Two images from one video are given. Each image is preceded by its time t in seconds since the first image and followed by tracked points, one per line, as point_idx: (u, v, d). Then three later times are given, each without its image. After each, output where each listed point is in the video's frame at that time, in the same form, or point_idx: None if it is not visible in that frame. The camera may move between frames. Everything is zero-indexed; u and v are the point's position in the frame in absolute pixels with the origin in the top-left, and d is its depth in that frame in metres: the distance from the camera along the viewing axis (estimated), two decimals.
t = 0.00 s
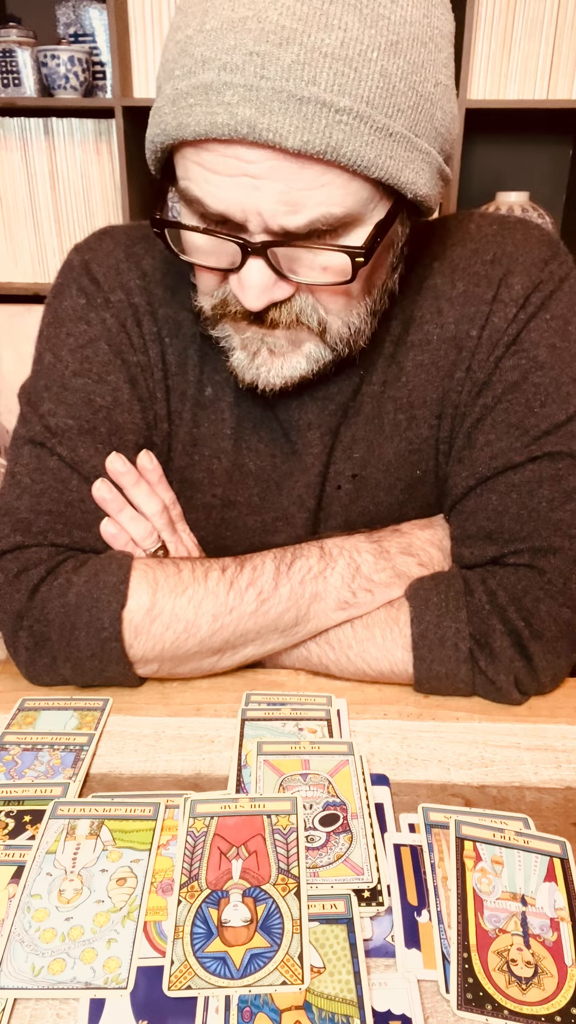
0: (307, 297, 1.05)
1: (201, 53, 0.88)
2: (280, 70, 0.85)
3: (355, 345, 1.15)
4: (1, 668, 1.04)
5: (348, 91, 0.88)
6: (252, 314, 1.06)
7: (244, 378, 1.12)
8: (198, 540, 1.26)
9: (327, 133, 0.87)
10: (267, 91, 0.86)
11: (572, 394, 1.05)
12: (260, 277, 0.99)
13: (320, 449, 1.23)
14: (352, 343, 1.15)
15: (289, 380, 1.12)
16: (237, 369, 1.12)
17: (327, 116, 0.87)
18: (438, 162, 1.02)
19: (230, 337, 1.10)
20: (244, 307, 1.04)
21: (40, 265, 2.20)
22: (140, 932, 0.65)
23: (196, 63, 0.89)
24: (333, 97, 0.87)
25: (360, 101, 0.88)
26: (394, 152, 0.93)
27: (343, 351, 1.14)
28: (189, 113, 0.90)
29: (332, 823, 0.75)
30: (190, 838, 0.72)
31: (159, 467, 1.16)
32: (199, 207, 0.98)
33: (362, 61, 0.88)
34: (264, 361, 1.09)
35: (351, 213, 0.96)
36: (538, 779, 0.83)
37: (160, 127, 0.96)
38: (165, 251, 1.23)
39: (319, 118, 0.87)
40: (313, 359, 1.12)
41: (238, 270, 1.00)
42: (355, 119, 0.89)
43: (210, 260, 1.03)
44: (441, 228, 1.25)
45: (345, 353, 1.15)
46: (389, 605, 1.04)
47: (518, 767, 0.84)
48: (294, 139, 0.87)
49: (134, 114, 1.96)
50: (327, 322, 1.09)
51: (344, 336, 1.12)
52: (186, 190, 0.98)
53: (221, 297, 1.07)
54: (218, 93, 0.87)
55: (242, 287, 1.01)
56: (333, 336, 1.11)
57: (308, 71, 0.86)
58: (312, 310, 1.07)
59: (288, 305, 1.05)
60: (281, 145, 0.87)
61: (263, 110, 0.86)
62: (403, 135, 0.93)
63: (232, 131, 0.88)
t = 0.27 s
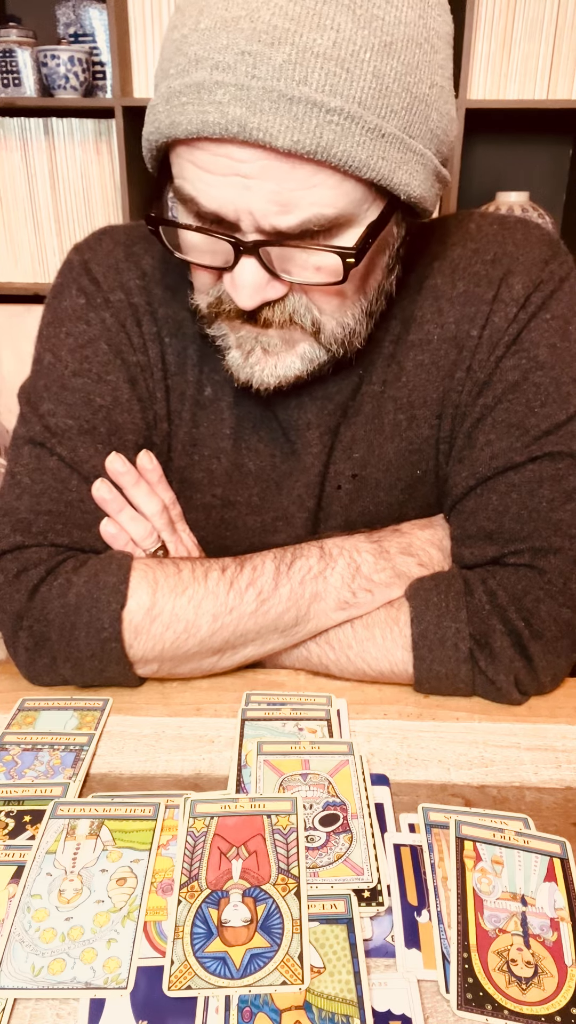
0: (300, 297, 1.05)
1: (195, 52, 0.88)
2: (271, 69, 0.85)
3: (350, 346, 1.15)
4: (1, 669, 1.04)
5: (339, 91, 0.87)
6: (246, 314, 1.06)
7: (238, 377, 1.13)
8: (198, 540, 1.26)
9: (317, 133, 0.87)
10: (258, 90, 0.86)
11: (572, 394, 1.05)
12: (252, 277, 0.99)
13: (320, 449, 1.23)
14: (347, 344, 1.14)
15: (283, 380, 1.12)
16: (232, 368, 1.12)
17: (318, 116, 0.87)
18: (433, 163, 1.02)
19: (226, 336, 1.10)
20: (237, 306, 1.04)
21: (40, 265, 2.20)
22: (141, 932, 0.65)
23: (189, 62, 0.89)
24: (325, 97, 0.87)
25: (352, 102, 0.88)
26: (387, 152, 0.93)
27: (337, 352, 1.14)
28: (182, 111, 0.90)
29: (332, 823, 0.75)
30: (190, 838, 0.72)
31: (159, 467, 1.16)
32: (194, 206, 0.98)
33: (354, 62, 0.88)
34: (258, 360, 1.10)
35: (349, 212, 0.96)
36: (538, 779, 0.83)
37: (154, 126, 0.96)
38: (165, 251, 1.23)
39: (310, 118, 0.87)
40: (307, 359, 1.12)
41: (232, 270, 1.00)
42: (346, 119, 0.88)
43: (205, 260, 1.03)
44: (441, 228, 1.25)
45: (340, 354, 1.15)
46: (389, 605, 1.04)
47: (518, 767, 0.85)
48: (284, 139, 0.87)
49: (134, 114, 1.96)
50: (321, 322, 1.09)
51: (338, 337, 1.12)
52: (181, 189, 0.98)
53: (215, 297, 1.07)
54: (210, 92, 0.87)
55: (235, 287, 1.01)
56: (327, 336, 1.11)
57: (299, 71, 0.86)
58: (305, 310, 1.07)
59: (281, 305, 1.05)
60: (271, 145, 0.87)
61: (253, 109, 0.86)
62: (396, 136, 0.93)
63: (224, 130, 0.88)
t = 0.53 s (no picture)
0: (294, 297, 1.05)
1: (189, 53, 0.88)
2: (263, 72, 0.85)
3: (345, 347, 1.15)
4: (1, 669, 1.04)
5: (331, 94, 0.88)
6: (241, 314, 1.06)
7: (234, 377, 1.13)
8: (198, 540, 1.26)
9: (308, 136, 0.87)
10: (249, 93, 0.86)
11: (572, 394, 1.05)
12: (246, 277, 0.99)
13: (320, 449, 1.23)
14: (342, 345, 1.14)
15: (278, 380, 1.12)
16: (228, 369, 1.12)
17: (310, 119, 0.87)
18: (429, 167, 1.02)
19: (222, 336, 1.10)
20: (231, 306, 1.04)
21: (40, 265, 2.20)
22: (141, 932, 0.65)
23: (184, 63, 0.89)
24: (316, 100, 0.87)
25: (344, 105, 0.88)
26: (379, 156, 0.93)
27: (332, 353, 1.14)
28: (175, 113, 0.90)
29: (332, 823, 0.75)
30: (191, 838, 0.72)
31: (159, 468, 1.16)
32: (190, 207, 0.98)
33: (347, 65, 0.88)
34: (253, 360, 1.10)
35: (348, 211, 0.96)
36: (538, 779, 0.83)
37: (149, 126, 0.96)
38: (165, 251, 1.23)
39: (301, 121, 0.87)
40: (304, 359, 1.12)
41: (226, 270, 1.00)
42: (338, 123, 0.88)
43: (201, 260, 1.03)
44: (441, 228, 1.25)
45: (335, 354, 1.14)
46: (389, 605, 1.04)
47: (518, 767, 0.85)
48: (275, 142, 0.87)
49: (134, 114, 1.96)
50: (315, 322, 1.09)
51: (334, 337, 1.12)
52: (177, 189, 0.98)
53: (210, 297, 1.07)
54: (202, 94, 0.87)
55: (228, 287, 1.01)
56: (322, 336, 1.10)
57: (292, 74, 0.86)
58: (299, 310, 1.07)
59: (275, 306, 1.05)
60: (262, 147, 0.87)
61: (245, 112, 0.86)
62: (389, 139, 0.93)
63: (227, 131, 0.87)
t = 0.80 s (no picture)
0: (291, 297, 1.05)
1: (187, 55, 0.88)
2: (260, 74, 0.85)
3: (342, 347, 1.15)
4: (1, 669, 1.04)
5: (328, 96, 0.87)
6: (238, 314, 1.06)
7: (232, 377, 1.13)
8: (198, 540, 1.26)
9: (304, 138, 0.87)
10: (246, 95, 0.86)
11: (573, 394, 1.05)
12: (243, 277, 0.99)
13: (320, 449, 1.23)
14: (338, 345, 1.14)
15: (275, 380, 1.12)
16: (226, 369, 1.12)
17: (306, 121, 0.87)
18: (427, 169, 1.02)
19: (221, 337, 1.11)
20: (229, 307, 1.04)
21: (40, 265, 2.20)
22: (140, 932, 0.65)
23: (182, 64, 0.89)
24: (313, 103, 0.87)
25: (341, 108, 0.88)
26: (376, 159, 0.93)
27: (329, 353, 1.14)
28: (172, 114, 0.90)
29: (332, 823, 0.75)
30: (191, 838, 0.72)
31: (159, 468, 1.16)
32: (188, 208, 0.98)
33: (344, 68, 0.88)
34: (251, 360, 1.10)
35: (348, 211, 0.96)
36: (538, 779, 0.83)
37: (147, 126, 0.96)
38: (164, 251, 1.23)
39: (297, 123, 0.87)
40: (301, 360, 1.12)
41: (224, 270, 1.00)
42: (334, 125, 0.88)
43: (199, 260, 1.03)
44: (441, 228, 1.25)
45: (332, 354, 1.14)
46: (389, 605, 1.04)
47: (518, 767, 0.85)
48: (271, 144, 0.87)
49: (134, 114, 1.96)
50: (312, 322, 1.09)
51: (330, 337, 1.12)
52: (175, 191, 0.98)
53: (209, 297, 1.07)
54: (199, 95, 0.87)
55: (226, 287, 1.01)
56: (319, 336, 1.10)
57: (288, 77, 0.86)
58: (296, 311, 1.06)
59: (272, 306, 1.05)
60: (258, 149, 0.87)
61: (241, 114, 0.86)
62: (386, 142, 0.93)
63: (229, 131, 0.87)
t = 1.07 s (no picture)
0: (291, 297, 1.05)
1: (186, 56, 0.88)
2: (257, 76, 0.85)
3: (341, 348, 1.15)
4: (1, 669, 1.04)
5: (326, 98, 0.87)
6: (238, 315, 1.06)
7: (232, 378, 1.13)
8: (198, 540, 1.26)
9: (302, 140, 0.87)
10: (244, 96, 0.86)
11: (573, 394, 1.05)
12: (242, 277, 0.99)
13: (320, 449, 1.23)
14: (338, 346, 1.14)
15: (274, 381, 1.11)
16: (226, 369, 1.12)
17: (304, 122, 0.87)
18: (426, 170, 1.02)
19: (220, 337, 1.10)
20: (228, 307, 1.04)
21: (40, 265, 2.20)
22: (140, 932, 0.65)
23: (180, 66, 0.89)
24: (310, 104, 0.87)
25: (339, 109, 0.88)
26: (375, 160, 0.93)
27: (328, 353, 1.14)
28: (171, 115, 0.90)
29: (332, 823, 0.75)
30: (191, 838, 0.72)
31: (159, 468, 1.16)
32: (187, 209, 0.98)
33: (342, 69, 0.88)
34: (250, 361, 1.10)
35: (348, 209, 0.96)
36: (538, 779, 0.83)
37: (146, 126, 0.96)
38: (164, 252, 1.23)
39: (295, 125, 0.87)
40: (300, 360, 1.11)
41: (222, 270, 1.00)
42: (332, 127, 0.88)
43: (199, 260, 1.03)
44: (441, 228, 1.25)
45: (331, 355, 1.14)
46: (389, 605, 1.04)
47: (518, 767, 0.84)
48: (269, 146, 0.87)
49: (134, 115, 1.96)
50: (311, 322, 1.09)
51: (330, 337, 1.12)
52: (175, 192, 0.98)
53: (208, 298, 1.08)
54: (198, 97, 0.88)
55: (225, 288, 1.01)
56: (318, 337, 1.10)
57: (286, 78, 0.86)
58: (295, 311, 1.06)
59: (272, 306, 1.05)
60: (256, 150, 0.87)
61: (239, 115, 0.86)
62: (385, 144, 0.93)
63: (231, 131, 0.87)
